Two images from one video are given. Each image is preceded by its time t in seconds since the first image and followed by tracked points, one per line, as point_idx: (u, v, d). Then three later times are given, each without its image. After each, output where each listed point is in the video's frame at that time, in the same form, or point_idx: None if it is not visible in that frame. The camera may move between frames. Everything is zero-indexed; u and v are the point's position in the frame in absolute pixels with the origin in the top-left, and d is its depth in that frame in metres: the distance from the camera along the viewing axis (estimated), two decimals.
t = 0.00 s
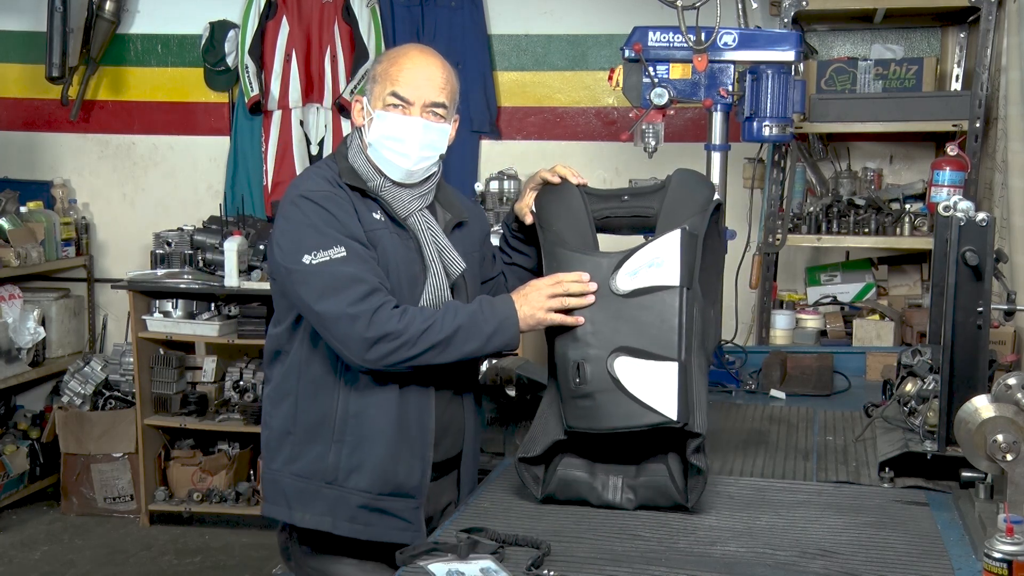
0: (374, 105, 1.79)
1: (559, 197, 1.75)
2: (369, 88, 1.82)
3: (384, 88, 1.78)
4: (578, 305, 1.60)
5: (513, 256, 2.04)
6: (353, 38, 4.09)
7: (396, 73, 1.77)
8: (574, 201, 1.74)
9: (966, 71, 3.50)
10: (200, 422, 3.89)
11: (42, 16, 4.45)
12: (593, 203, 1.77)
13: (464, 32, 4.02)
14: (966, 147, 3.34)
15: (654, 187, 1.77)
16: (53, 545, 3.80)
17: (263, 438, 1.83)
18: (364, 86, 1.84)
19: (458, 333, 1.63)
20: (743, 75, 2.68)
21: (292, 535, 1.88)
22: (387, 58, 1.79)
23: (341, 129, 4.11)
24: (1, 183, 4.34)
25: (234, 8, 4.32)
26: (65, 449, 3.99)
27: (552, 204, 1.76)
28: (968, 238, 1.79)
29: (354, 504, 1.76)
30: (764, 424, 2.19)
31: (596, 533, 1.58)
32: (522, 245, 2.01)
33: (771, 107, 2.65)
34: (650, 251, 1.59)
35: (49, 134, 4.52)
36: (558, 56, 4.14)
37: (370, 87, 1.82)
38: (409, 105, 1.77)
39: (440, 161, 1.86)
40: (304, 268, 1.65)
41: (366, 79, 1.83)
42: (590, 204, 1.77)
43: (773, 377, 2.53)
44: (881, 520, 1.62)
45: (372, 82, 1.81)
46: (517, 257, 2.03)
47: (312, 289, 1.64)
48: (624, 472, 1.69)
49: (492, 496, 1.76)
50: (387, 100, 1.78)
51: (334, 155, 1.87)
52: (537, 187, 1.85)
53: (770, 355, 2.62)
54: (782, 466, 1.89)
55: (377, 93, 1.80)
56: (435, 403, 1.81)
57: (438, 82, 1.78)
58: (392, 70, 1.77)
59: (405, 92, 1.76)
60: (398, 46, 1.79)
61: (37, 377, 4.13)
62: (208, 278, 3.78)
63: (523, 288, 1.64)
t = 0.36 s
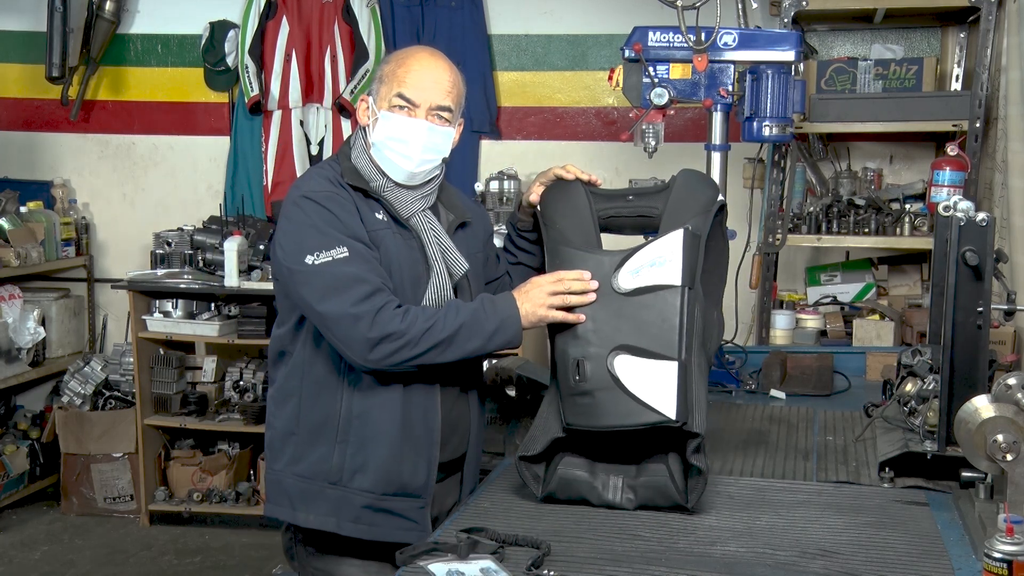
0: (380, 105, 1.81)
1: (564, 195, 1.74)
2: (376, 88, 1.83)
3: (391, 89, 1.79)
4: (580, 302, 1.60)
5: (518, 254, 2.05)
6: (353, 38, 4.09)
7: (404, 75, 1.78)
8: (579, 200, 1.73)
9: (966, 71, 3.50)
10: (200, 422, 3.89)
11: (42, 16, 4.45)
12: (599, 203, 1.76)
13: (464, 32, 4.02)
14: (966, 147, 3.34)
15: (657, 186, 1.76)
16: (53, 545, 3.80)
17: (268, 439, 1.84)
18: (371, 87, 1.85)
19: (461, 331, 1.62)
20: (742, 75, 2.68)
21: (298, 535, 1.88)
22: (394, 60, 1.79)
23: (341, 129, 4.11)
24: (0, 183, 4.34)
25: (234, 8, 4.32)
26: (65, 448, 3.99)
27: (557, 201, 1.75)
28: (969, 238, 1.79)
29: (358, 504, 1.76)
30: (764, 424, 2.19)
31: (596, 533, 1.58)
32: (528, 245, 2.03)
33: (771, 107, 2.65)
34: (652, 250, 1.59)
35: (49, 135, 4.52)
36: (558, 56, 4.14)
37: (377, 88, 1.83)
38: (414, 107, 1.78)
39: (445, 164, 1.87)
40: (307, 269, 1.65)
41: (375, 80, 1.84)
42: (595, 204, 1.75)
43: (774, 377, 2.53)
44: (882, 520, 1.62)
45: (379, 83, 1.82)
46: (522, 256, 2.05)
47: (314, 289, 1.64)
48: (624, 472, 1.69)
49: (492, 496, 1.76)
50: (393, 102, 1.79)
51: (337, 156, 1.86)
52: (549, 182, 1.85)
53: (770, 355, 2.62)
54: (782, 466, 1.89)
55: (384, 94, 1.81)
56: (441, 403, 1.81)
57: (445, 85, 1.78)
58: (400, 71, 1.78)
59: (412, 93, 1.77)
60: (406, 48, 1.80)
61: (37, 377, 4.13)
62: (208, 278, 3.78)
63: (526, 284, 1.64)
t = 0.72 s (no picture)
0: (401, 118, 1.77)
1: (566, 194, 1.74)
2: (389, 97, 1.78)
3: (410, 101, 1.77)
4: (581, 302, 1.60)
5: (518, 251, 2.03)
6: (353, 38, 4.09)
7: (425, 85, 1.75)
8: (581, 200, 1.73)
9: (966, 71, 3.50)
10: (200, 422, 3.89)
11: (42, 16, 4.45)
12: (601, 204, 1.76)
13: (464, 33, 4.02)
14: (966, 148, 3.34)
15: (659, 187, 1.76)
16: (53, 545, 3.80)
17: (273, 444, 1.83)
18: (379, 93, 1.80)
19: (464, 333, 1.62)
20: (742, 75, 2.68)
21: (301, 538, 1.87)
22: (412, 71, 1.75)
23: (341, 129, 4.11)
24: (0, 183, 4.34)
25: (234, 8, 4.32)
26: (65, 449, 4.00)
27: (559, 201, 1.74)
28: (969, 238, 1.79)
29: (367, 508, 1.76)
30: (764, 424, 2.19)
31: (596, 533, 1.58)
32: (530, 243, 2.01)
33: (771, 107, 2.65)
34: (654, 250, 1.60)
35: (48, 134, 4.52)
36: (558, 56, 4.14)
37: (389, 95, 1.79)
38: (440, 120, 1.78)
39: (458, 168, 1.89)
40: (309, 274, 1.65)
41: (383, 87, 1.79)
42: (597, 205, 1.75)
43: (774, 377, 2.53)
44: (882, 520, 1.62)
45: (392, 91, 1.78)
46: (522, 253, 2.03)
47: (317, 295, 1.64)
48: (624, 472, 1.69)
49: (492, 496, 1.76)
50: (415, 114, 1.77)
51: (338, 159, 1.86)
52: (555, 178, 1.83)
53: (770, 355, 2.62)
54: (782, 466, 1.89)
55: (402, 104, 1.77)
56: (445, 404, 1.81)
57: (464, 92, 1.78)
58: (423, 84, 1.75)
59: (437, 106, 1.77)
60: (421, 56, 1.76)
61: (37, 377, 4.13)
62: (208, 278, 3.78)
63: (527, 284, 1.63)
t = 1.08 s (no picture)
0: (425, 133, 1.69)
1: (567, 195, 1.75)
2: (406, 111, 1.69)
3: (432, 114, 1.69)
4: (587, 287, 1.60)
5: (512, 248, 2.02)
6: (353, 38, 4.09)
7: (449, 98, 1.70)
8: (583, 200, 1.74)
9: (966, 71, 3.50)
10: (200, 422, 3.89)
11: (42, 16, 4.45)
12: (603, 206, 1.77)
13: (464, 33, 4.02)
14: (966, 148, 3.34)
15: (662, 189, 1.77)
16: (53, 545, 3.80)
17: (276, 454, 1.80)
18: (391, 106, 1.70)
19: (473, 330, 1.56)
20: (742, 75, 2.68)
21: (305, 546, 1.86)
22: (432, 85, 1.68)
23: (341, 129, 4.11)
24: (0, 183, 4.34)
25: (234, 8, 4.33)
26: (65, 449, 3.99)
27: (561, 201, 1.76)
28: (969, 238, 1.79)
29: (379, 519, 1.76)
30: (764, 424, 2.19)
31: (596, 533, 1.58)
32: (527, 241, 2.01)
33: (771, 108, 2.65)
34: (655, 249, 1.60)
35: (48, 134, 4.52)
36: (558, 56, 4.14)
37: (406, 110, 1.69)
38: (463, 131, 1.73)
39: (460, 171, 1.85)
40: (315, 286, 1.58)
41: (399, 101, 1.69)
42: (598, 206, 1.77)
43: (774, 377, 2.53)
44: (882, 520, 1.62)
45: (409, 105, 1.69)
46: (516, 251, 2.02)
47: (325, 307, 1.57)
48: (625, 472, 1.69)
49: (492, 496, 1.76)
50: (440, 127, 1.70)
51: (335, 167, 1.78)
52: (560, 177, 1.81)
53: (770, 355, 2.62)
54: (782, 466, 1.89)
55: (423, 119, 1.69)
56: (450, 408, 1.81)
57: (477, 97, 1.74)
58: (449, 97, 1.70)
59: (460, 117, 1.71)
60: (439, 68, 1.70)
61: (37, 377, 4.13)
62: (208, 278, 3.78)
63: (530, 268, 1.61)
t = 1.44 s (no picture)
0: (432, 143, 1.65)
1: (561, 196, 1.77)
2: (412, 121, 1.64)
3: (438, 123, 1.65)
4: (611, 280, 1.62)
5: (498, 242, 2.02)
6: (353, 38, 4.09)
7: (455, 107, 1.65)
8: (577, 200, 1.75)
9: (966, 71, 3.50)
10: (200, 422, 3.89)
11: (42, 16, 4.45)
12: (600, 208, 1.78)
13: (464, 32, 4.02)
14: (967, 148, 3.34)
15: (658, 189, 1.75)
16: (53, 545, 3.80)
17: (285, 464, 1.76)
18: (396, 115, 1.64)
19: (506, 332, 1.53)
20: (743, 75, 2.68)
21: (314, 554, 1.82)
22: (438, 94, 1.63)
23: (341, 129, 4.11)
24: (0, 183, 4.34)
25: (234, 8, 4.33)
26: (65, 449, 3.99)
27: (555, 202, 1.78)
28: (968, 238, 1.79)
29: (397, 529, 1.73)
30: (764, 424, 2.19)
31: (596, 533, 1.58)
32: (515, 238, 2.00)
33: (771, 108, 2.65)
34: (653, 249, 1.61)
35: (48, 134, 4.52)
36: (558, 56, 4.14)
37: (412, 119, 1.64)
38: (468, 139, 1.69)
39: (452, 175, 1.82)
40: (341, 300, 1.53)
41: (404, 110, 1.63)
42: (594, 207, 1.76)
43: (774, 378, 2.53)
44: (882, 520, 1.62)
45: (414, 114, 1.64)
46: (502, 246, 2.02)
47: (352, 320, 1.53)
48: (624, 472, 1.69)
49: (492, 496, 1.76)
50: (446, 137, 1.66)
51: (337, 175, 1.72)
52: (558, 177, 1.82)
53: (770, 355, 2.62)
54: (782, 466, 1.89)
55: (430, 129, 1.65)
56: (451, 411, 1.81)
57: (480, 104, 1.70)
58: (452, 104, 1.65)
59: (466, 126, 1.67)
60: (443, 73, 1.65)
61: (37, 377, 4.13)
62: (208, 278, 3.78)
63: (561, 263, 1.64)
